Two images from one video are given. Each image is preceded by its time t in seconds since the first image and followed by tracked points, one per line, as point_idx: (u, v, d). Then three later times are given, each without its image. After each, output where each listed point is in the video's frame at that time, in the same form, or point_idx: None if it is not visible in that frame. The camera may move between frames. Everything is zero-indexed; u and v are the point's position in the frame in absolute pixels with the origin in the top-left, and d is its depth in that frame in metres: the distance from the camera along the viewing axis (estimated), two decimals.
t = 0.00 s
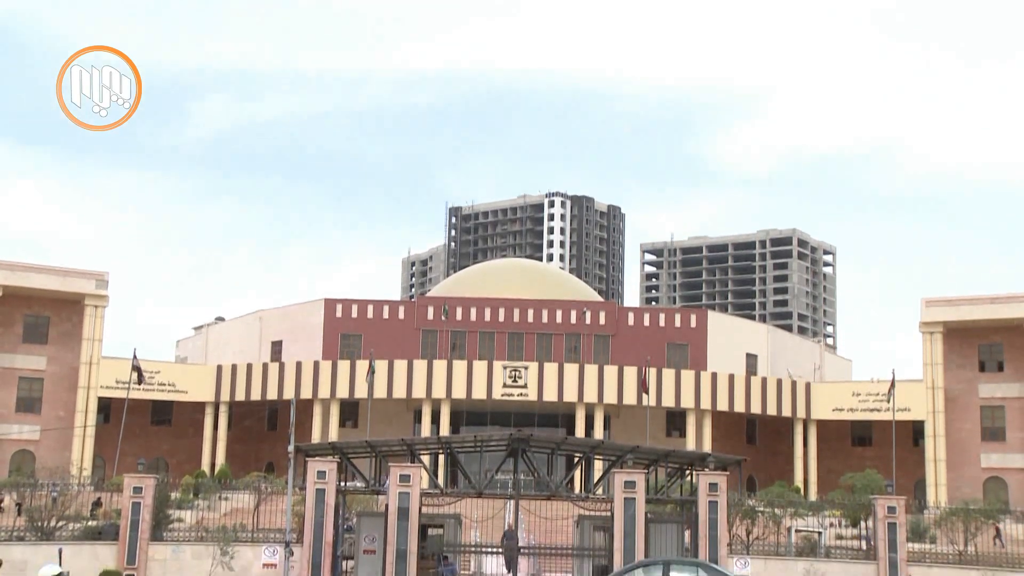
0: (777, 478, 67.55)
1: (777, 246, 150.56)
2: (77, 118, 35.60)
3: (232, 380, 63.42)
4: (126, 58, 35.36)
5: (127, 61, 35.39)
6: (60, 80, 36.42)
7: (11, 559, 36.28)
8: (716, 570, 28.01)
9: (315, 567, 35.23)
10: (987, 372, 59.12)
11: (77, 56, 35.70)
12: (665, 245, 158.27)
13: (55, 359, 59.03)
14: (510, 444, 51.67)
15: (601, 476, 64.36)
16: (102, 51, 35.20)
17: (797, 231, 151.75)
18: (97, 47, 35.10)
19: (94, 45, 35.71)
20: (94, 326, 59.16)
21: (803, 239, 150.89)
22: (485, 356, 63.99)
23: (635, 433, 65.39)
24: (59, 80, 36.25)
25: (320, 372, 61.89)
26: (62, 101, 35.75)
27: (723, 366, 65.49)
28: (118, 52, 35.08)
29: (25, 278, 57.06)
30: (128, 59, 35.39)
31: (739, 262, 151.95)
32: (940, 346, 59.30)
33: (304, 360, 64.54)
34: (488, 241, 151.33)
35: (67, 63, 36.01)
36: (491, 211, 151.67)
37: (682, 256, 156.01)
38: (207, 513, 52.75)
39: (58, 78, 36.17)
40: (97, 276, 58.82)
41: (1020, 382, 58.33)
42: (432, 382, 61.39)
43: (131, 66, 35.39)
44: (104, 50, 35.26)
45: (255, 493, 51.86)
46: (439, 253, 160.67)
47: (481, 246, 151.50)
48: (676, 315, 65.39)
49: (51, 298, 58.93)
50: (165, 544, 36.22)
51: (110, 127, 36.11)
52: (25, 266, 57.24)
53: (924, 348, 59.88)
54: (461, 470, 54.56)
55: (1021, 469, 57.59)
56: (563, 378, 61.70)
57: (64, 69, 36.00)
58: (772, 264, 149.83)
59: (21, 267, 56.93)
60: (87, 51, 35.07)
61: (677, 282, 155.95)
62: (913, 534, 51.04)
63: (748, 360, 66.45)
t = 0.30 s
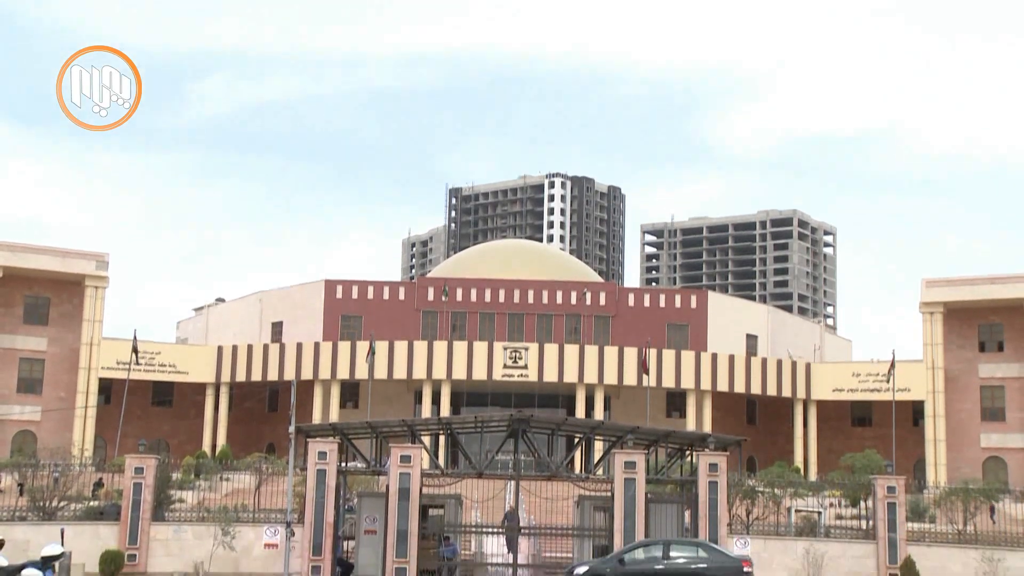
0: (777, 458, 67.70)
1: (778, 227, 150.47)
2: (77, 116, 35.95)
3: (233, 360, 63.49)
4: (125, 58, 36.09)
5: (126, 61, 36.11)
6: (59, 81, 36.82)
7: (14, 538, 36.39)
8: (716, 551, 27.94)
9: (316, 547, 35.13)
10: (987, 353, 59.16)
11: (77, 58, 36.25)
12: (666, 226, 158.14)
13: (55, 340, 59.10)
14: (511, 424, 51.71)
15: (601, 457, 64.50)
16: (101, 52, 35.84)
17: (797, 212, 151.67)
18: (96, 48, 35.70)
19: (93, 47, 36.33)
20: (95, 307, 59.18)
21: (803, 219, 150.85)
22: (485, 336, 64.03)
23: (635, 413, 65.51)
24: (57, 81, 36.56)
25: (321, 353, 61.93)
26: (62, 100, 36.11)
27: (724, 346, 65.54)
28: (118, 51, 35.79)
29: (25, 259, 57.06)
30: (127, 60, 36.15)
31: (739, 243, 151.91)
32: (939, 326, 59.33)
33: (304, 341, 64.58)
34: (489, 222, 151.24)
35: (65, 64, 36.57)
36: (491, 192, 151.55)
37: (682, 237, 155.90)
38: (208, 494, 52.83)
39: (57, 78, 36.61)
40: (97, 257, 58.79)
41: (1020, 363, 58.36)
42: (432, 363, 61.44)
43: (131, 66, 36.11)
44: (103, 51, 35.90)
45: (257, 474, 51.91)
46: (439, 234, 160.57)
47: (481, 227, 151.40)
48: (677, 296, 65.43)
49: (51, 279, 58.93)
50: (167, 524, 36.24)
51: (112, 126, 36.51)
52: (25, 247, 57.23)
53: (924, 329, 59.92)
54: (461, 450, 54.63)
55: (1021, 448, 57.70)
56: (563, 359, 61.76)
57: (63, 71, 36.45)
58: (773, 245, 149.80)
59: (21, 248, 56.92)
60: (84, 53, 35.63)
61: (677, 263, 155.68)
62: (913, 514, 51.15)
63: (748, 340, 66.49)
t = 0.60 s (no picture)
0: (777, 439, 67.88)
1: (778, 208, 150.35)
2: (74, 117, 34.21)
3: (234, 341, 63.50)
4: (126, 57, 34.21)
5: (126, 61, 34.25)
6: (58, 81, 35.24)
7: (16, 518, 36.35)
8: (716, 532, 27.85)
9: (318, 528, 35.16)
10: (987, 333, 59.20)
11: (77, 56, 34.51)
12: (666, 207, 158.00)
13: (56, 321, 59.11)
14: (511, 405, 51.75)
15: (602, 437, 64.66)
16: (101, 51, 34.11)
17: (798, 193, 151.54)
18: (96, 47, 34.02)
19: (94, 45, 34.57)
20: (95, 288, 59.14)
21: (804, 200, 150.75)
22: (485, 317, 64.03)
23: (635, 394, 65.66)
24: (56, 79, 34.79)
25: (321, 334, 61.92)
26: (61, 101, 34.41)
27: (724, 327, 65.57)
28: (118, 51, 33.97)
29: (25, 241, 56.94)
30: (128, 59, 34.27)
31: (740, 224, 151.84)
32: (940, 307, 59.37)
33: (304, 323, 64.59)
34: (488, 203, 151.11)
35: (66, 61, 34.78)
36: (491, 173, 151.38)
37: (682, 218, 155.78)
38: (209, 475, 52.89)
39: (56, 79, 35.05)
40: (97, 239, 58.67)
41: (1020, 344, 58.38)
42: (432, 344, 61.46)
43: (131, 66, 34.20)
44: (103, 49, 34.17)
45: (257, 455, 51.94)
46: (439, 215, 160.45)
47: (481, 208, 151.24)
48: (677, 278, 65.41)
49: (51, 260, 58.85)
50: (169, 505, 36.27)
51: (111, 128, 34.72)
52: (25, 229, 57.10)
53: (925, 310, 59.98)
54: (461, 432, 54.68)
55: (1020, 429, 57.79)
56: (563, 340, 61.78)
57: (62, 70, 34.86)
58: (773, 226, 149.75)
59: (21, 230, 56.80)
60: (83, 53, 33.75)
61: (677, 244, 155.47)
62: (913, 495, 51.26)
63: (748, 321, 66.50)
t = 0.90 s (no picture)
0: (777, 422, 68.03)
1: (778, 190, 150.30)
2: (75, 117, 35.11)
3: (235, 325, 63.55)
4: (126, 57, 34.80)
5: (126, 60, 34.85)
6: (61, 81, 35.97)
7: (18, 500, 36.40)
8: (717, 514, 27.98)
9: (319, 510, 35.28)
10: (987, 315, 59.23)
11: (79, 57, 35.29)
12: (666, 190, 157.86)
13: (56, 304, 59.13)
14: (512, 388, 51.78)
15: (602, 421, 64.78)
16: (102, 51, 34.80)
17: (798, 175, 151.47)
18: (98, 47, 34.70)
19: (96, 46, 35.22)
20: (95, 272, 59.13)
21: (804, 183, 150.69)
22: (486, 301, 64.05)
23: (636, 378, 65.71)
24: (57, 80, 35.63)
25: (322, 317, 61.91)
26: (63, 101, 35.37)
27: (724, 310, 65.59)
28: (118, 51, 34.57)
29: (26, 224, 56.92)
30: (128, 59, 34.85)
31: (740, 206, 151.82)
32: (940, 290, 59.36)
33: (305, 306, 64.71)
34: (488, 186, 151.03)
35: (68, 62, 35.62)
36: (491, 156, 151.33)
37: (683, 201, 155.75)
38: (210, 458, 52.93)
39: (60, 78, 35.84)
40: (97, 222, 58.67)
41: (1020, 325, 58.43)
42: (433, 327, 61.47)
43: (131, 65, 34.80)
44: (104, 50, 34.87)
45: (259, 438, 51.96)
46: (439, 198, 160.46)
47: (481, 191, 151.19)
48: (677, 261, 65.45)
49: (51, 243, 58.84)
50: (170, 487, 36.33)
51: (113, 126, 35.48)
52: (25, 212, 57.07)
53: (925, 292, 59.99)
54: (461, 414, 54.70)
55: (1020, 410, 57.92)
56: (564, 324, 61.80)
57: (66, 70, 35.63)
58: (773, 208, 149.72)
59: (21, 213, 56.77)
60: (84, 54, 34.52)
61: (678, 227, 155.31)
62: (913, 476, 51.36)
63: (748, 304, 66.52)
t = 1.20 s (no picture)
0: (777, 403, 68.19)
1: (778, 172, 150.16)
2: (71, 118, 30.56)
3: (235, 308, 63.53)
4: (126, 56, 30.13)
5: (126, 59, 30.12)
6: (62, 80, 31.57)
7: (20, 482, 36.44)
8: (716, 495, 27.97)
9: (320, 492, 35.31)
10: (987, 297, 59.25)
11: (78, 55, 30.89)
12: (666, 172, 157.65)
13: (57, 287, 59.12)
14: (512, 370, 51.83)
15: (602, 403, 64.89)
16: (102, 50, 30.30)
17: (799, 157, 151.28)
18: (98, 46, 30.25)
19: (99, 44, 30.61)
20: (94, 255, 59.01)
21: (805, 165, 150.54)
22: (486, 283, 64.02)
23: (636, 360, 65.79)
24: (56, 78, 31.25)
25: (322, 300, 61.90)
26: (61, 102, 31.01)
27: (724, 292, 65.60)
28: (116, 49, 29.92)
29: (26, 206, 56.81)
30: (129, 58, 30.16)
31: (740, 188, 151.73)
32: (940, 271, 59.26)
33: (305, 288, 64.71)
34: (488, 168, 150.77)
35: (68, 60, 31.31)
36: (491, 138, 151.03)
37: (683, 183, 155.62)
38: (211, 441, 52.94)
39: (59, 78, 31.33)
40: (97, 204, 58.57)
41: (1020, 307, 58.47)
42: (433, 310, 61.46)
43: (129, 62, 29.83)
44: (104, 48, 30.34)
45: (259, 420, 51.96)
46: (439, 181, 160.24)
47: (481, 173, 150.95)
48: (678, 243, 65.43)
49: (50, 226, 58.74)
50: (171, 469, 36.33)
51: (111, 127, 30.64)
52: (25, 194, 56.96)
53: (925, 274, 59.90)
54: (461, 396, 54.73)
55: (1020, 392, 58.12)
56: (565, 306, 61.81)
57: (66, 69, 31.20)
58: (773, 190, 149.65)
59: (21, 195, 56.65)
60: (82, 51, 30.00)
61: (677, 209, 155.16)
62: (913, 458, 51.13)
63: (748, 286, 66.53)
